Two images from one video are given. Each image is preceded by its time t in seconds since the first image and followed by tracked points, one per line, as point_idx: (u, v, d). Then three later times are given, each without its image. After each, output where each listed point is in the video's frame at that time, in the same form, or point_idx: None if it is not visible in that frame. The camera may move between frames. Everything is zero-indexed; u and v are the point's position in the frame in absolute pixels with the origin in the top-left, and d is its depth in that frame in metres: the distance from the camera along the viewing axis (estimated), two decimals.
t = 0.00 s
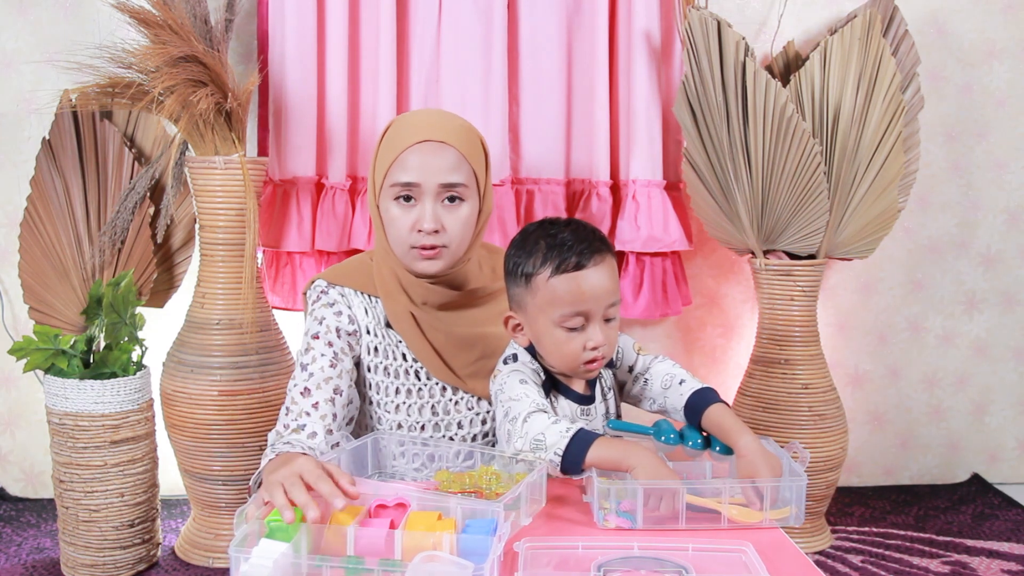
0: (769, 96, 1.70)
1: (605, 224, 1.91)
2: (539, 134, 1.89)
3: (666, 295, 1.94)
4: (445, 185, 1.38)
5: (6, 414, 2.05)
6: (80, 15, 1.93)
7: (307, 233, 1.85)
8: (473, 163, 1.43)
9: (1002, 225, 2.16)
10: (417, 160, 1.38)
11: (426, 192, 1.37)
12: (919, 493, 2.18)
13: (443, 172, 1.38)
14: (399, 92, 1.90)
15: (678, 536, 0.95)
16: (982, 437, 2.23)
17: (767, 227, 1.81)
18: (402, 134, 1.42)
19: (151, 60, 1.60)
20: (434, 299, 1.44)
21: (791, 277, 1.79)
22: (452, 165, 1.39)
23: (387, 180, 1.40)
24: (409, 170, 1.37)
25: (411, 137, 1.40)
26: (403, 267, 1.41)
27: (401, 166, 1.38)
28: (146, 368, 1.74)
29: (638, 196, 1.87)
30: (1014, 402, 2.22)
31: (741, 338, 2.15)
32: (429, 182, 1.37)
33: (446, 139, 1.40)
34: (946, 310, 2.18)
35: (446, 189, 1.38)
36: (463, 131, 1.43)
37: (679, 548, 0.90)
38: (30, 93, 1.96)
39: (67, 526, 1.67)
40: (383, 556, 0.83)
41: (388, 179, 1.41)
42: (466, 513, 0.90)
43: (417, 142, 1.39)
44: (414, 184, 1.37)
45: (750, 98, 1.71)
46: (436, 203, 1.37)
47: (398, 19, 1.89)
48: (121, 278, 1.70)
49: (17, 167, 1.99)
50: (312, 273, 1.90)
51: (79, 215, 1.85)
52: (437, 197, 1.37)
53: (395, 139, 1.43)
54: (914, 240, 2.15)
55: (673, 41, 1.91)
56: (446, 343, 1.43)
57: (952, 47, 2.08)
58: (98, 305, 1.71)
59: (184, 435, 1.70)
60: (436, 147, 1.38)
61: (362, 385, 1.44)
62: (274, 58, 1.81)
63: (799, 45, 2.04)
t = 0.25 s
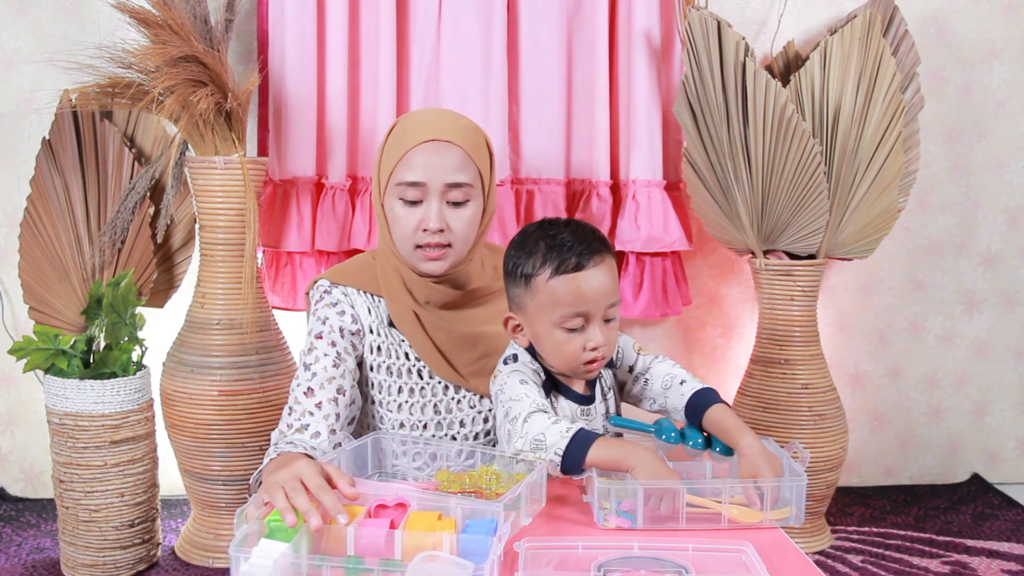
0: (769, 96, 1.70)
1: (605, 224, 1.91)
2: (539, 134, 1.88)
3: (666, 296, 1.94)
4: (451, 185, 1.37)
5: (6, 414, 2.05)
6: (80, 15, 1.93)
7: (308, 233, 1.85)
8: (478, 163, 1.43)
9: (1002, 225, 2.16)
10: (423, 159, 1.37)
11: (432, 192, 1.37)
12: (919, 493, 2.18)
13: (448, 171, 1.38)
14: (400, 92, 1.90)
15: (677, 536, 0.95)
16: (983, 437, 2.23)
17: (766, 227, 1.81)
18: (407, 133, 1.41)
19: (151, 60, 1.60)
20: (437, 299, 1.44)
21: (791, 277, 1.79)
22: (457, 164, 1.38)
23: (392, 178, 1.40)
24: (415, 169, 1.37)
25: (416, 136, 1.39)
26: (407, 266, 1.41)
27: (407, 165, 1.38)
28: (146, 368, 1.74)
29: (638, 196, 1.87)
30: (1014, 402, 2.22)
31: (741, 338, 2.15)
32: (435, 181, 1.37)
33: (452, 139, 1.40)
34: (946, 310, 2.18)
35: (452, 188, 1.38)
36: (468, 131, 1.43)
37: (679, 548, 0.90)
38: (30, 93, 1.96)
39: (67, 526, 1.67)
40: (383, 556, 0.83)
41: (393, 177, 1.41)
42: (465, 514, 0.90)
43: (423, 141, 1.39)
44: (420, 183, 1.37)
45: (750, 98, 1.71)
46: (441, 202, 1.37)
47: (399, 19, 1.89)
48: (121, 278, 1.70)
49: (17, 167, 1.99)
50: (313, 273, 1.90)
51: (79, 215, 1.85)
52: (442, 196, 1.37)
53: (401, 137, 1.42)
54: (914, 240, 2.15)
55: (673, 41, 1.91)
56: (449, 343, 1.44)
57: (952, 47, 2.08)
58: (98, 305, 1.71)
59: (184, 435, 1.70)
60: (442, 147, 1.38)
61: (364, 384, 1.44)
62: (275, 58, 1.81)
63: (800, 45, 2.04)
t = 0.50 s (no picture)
0: (769, 96, 1.70)
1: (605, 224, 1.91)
2: (539, 134, 1.88)
3: (666, 295, 1.94)
4: (453, 183, 1.38)
5: (6, 414, 2.05)
6: (80, 15, 1.93)
7: (307, 233, 1.85)
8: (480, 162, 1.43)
9: (1002, 225, 2.16)
10: (425, 158, 1.37)
11: (435, 190, 1.37)
12: (919, 493, 2.18)
13: (451, 170, 1.38)
14: (400, 92, 1.90)
15: (678, 536, 0.95)
16: (982, 437, 2.23)
17: (766, 227, 1.81)
18: (411, 132, 1.41)
19: (151, 60, 1.60)
20: (438, 298, 1.44)
21: (791, 277, 1.79)
22: (459, 163, 1.39)
23: (395, 176, 1.40)
24: (417, 167, 1.37)
25: (420, 135, 1.39)
26: (410, 265, 1.42)
27: (410, 164, 1.38)
28: (146, 368, 1.74)
29: (638, 196, 1.87)
30: (1014, 402, 2.22)
31: (741, 338, 2.15)
32: (438, 180, 1.37)
33: (454, 138, 1.40)
34: (946, 310, 2.18)
35: (454, 187, 1.38)
36: (471, 130, 1.43)
37: (679, 548, 0.90)
38: (30, 93, 1.96)
39: (67, 526, 1.67)
40: (383, 556, 0.83)
41: (395, 176, 1.41)
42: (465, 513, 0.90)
43: (426, 140, 1.39)
44: (422, 182, 1.37)
45: (750, 98, 1.71)
46: (444, 201, 1.37)
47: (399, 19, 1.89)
48: (120, 278, 1.70)
49: (17, 167, 1.99)
50: (312, 273, 1.90)
51: (79, 215, 1.85)
52: (444, 195, 1.37)
53: (403, 136, 1.42)
54: (914, 240, 2.15)
55: (673, 41, 1.91)
56: (450, 341, 1.44)
57: (952, 47, 2.08)
58: (98, 305, 1.71)
59: (184, 435, 1.70)
60: (445, 146, 1.38)
61: (364, 384, 1.44)
62: (275, 58, 1.81)
63: (800, 45, 2.04)
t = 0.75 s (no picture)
0: (769, 96, 1.70)
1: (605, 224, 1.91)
2: (539, 133, 1.88)
3: (666, 295, 1.94)
4: (452, 182, 1.38)
5: (6, 414, 2.05)
6: (80, 15, 1.93)
7: (307, 233, 1.85)
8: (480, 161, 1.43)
9: (1002, 225, 2.16)
10: (425, 157, 1.38)
11: (434, 189, 1.37)
12: (919, 493, 2.18)
13: (450, 168, 1.38)
14: (399, 91, 1.90)
15: (678, 536, 0.95)
16: (983, 437, 2.23)
17: (766, 227, 1.81)
18: (410, 131, 1.41)
19: (151, 60, 1.60)
20: (438, 298, 1.45)
21: (791, 277, 1.79)
22: (459, 162, 1.39)
23: (395, 175, 1.40)
24: (417, 167, 1.38)
25: (419, 134, 1.40)
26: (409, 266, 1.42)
27: (409, 163, 1.39)
28: (146, 368, 1.74)
29: (638, 196, 1.87)
30: (1014, 402, 2.22)
31: (741, 338, 2.15)
32: (437, 179, 1.37)
33: (453, 137, 1.40)
34: (946, 310, 2.18)
35: (453, 186, 1.38)
36: (470, 129, 1.43)
37: (679, 548, 0.90)
38: (29, 93, 1.96)
39: (67, 526, 1.67)
40: (382, 557, 0.83)
41: (395, 176, 1.41)
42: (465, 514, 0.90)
43: (425, 139, 1.39)
44: (422, 180, 1.37)
45: (750, 98, 1.71)
46: (443, 199, 1.38)
47: (398, 19, 1.89)
48: (120, 278, 1.70)
49: (17, 167, 1.99)
50: (312, 273, 1.90)
51: (79, 215, 1.85)
52: (443, 194, 1.38)
53: (402, 136, 1.43)
54: (915, 240, 2.15)
55: (673, 41, 1.91)
56: (450, 341, 1.44)
57: (952, 47, 2.08)
58: (98, 304, 1.71)
59: (184, 435, 1.70)
60: (444, 145, 1.38)
61: (365, 385, 1.44)
62: (275, 58, 1.81)
63: (800, 45, 2.04)
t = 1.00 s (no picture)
0: (769, 96, 1.69)
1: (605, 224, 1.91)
2: (539, 133, 1.88)
3: (666, 295, 1.94)
4: (455, 178, 1.38)
5: (6, 414, 2.05)
6: (80, 15, 1.93)
7: (307, 233, 1.85)
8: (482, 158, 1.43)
9: (1002, 225, 2.16)
10: (428, 153, 1.38)
11: (436, 185, 1.37)
12: (919, 493, 2.18)
13: (453, 165, 1.38)
14: (399, 91, 1.90)
15: (679, 536, 0.95)
16: (983, 437, 2.23)
17: (766, 227, 1.81)
18: (413, 128, 1.42)
19: (151, 60, 1.60)
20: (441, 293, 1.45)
21: (791, 277, 1.79)
22: (461, 158, 1.39)
23: (398, 171, 1.40)
24: (420, 162, 1.38)
25: (423, 131, 1.40)
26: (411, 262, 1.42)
27: (412, 159, 1.39)
28: (146, 368, 1.74)
29: (638, 196, 1.87)
30: (1014, 402, 2.22)
31: (741, 338, 2.15)
32: (440, 174, 1.37)
33: (456, 133, 1.40)
34: (946, 310, 2.18)
35: (456, 182, 1.38)
36: (473, 126, 1.44)
37: (679, 548, 0.90)
38: (30, 93, 1.96)
39: (67, 526, 1.67)
40: (382, 557, 0.83)
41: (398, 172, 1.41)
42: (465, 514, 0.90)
43: (428, 135, 1.39)
44: (424, 176, 1.37)
45: (750, 98, 1.71)
46: (445, 195, 1.38)
47: (399, 19, 1.89)
48: (120, 278, 1.70)
49: (18, 167, 1.99)
50: (313, 273, 1.90)
51: (79, 215, 1.85)
52: (446, 189, 1.38)
53: (406, 132, 1.43)
54: (915, 240, 2.15)
55: (673, 41, 1.91)
56: (454, 337, 1.44)
57: (952, 47, 2.08)
58: (98, 305, 1.71)
59: (184, 435, 1.70)
60: (447, 141, 1.39)
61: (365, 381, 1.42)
62: (275, 58, 1.81)
63: (800, 45, 2.04)
